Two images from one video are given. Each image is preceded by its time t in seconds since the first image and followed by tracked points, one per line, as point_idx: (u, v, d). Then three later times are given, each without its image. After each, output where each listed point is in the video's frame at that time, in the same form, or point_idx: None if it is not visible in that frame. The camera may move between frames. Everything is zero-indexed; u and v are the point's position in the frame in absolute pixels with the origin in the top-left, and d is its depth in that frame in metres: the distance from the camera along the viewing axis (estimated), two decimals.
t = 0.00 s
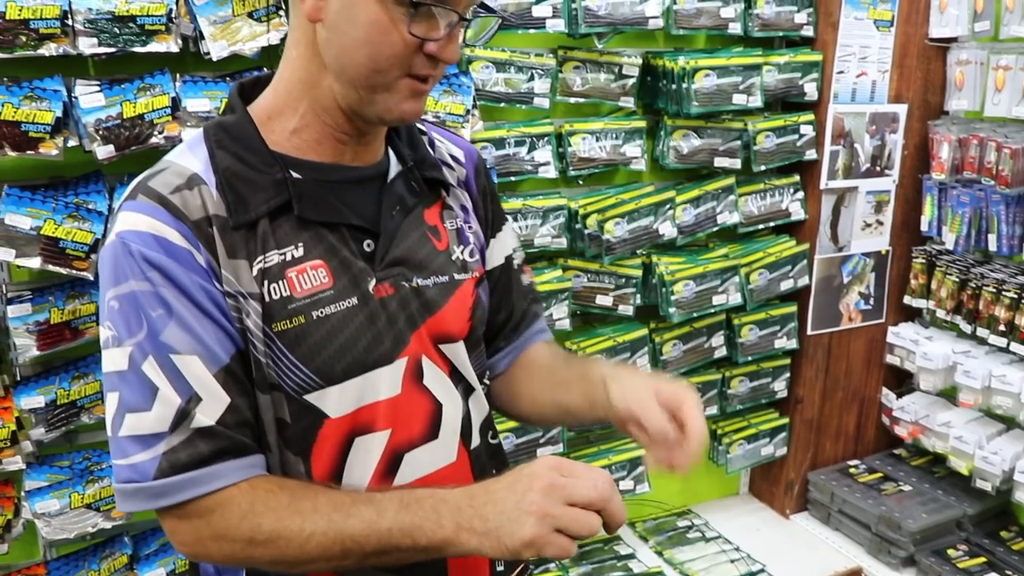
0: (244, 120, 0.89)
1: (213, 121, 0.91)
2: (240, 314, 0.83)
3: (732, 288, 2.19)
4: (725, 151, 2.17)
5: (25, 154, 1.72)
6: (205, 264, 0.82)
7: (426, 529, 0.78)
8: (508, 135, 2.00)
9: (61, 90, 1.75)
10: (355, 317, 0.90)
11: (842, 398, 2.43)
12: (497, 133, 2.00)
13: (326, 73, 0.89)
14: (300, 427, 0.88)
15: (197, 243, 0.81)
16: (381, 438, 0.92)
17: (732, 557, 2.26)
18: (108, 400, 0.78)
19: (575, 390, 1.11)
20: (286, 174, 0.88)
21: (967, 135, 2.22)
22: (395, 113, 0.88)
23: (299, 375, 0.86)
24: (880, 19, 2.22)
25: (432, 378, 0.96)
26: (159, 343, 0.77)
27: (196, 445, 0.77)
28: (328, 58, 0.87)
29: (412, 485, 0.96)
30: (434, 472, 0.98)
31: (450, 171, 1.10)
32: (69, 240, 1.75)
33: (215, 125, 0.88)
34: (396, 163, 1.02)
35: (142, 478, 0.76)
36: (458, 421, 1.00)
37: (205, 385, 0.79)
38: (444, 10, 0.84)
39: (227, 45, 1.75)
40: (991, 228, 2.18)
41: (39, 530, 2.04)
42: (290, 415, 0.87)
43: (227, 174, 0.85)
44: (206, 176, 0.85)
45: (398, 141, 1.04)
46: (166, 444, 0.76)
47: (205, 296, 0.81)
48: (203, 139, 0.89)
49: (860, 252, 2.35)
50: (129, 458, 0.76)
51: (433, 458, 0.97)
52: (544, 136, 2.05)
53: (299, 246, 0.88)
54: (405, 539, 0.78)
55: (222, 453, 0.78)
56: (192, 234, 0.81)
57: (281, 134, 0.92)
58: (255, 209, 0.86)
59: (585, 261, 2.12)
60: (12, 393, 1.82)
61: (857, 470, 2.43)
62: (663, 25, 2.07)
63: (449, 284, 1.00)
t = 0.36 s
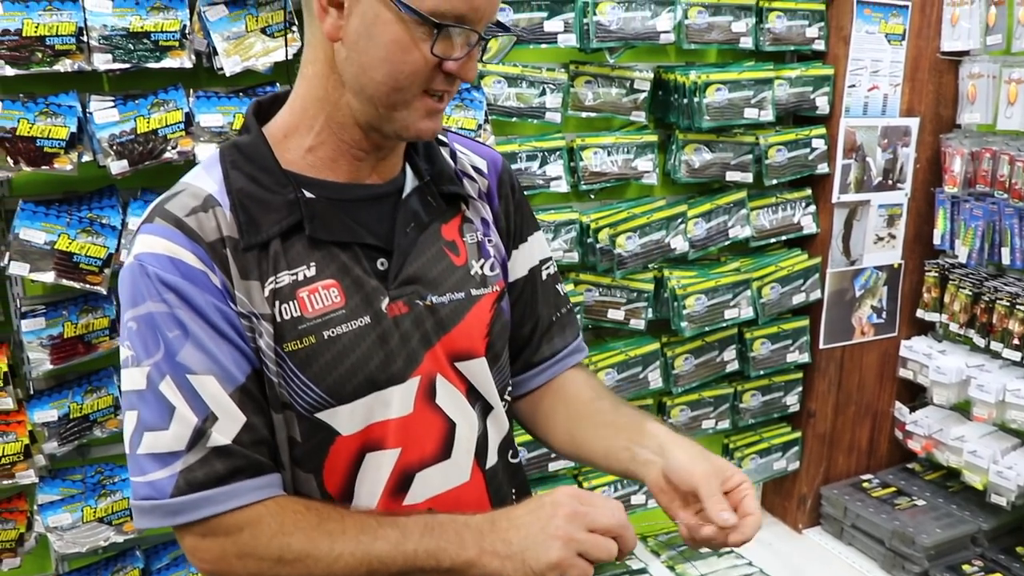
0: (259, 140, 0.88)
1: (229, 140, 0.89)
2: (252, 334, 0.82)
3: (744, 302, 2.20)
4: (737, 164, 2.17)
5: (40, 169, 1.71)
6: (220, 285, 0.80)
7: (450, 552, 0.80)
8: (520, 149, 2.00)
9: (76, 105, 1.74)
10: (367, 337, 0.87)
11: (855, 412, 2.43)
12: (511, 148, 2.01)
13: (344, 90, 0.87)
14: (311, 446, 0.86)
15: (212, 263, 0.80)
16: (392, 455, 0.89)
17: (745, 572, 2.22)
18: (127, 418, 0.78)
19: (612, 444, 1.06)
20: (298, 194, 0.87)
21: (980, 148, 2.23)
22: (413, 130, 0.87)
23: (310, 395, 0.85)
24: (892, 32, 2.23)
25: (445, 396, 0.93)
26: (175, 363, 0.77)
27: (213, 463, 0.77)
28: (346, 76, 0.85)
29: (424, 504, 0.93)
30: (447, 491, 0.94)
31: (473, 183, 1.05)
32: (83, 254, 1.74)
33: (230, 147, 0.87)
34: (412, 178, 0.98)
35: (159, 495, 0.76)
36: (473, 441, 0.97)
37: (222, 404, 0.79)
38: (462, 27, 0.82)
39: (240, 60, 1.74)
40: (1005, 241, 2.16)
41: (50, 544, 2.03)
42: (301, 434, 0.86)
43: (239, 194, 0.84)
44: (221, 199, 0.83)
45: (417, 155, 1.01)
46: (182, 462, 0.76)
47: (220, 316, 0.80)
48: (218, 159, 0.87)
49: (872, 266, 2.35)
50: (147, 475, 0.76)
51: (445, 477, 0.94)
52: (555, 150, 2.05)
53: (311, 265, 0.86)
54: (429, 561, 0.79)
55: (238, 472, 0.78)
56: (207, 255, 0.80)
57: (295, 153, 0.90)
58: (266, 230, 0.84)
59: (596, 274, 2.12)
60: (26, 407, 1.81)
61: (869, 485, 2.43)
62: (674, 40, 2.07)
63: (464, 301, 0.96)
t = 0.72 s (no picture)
0: (271, 155, 0.88)
1: (242, 157, 0.90)
2: (273, 351, 0.82)
3: (751, 314, 2.21)
4: (745, 177, 2.18)
5: (52, 181, 1.70)
6: (240, 302, 0.81)
7: (478, 557, 0.79)
8: (528, 162, 2.00)
9: (86, 118, 1.73)
10: (384, 351, 0.88)
11: (863, 424, 2.43)
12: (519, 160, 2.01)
13: (355, 101, 0.88)
14: (331, 461, 0.86)
15: (231, 281, 0.81)
16: (410, 469, 0.89)
17: None
18: (146, 439, 0.78)
19: (642, 435, 1.07)
20: (314, 210, 0.87)
21: (988, 160, 2.23)
22: (430, 139, 0.87)
23: (330, 411, 0.85)
24: (899, 45, 2.24)
25: (461, 408, 0.93)
26: (197, 382, 0.77)
27: (238, 482, 0.77)
28: (359, 87, 0.86)
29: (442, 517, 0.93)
30: (464, 504, 0.94)
31: (482, 195, 1.06)
32: (93, 266, 1.74)
33: (243, 162, 0.87)
34: (423, 191, 0.99)
35: (183, 516, 0.76)
36: (488, 452, 0.97)
37: (245, 421, 0.79)
38: (475, 32, 0.82)
39: (250, 73, 1.74)
40: (1013, 254, 2.16)
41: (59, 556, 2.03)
42: (321, 450, 0.86)
43: (254, 211, 0.84)
44: (236, 214, 0.83)
45: (427, 169, 1.02)
46: (207, 482, 0.76)
47: (241, 333, 0.80)
48: (231, 176, 0.88)
49: (880, 278, 2.36)
50: (170, 496, 0.76)
51: (462, 489, 0.94)
52: (564, 162, 2.05)
53: (328, 281, 0.86)
54: (458, 566, 0.79)
55: (264, 489, 0.78)
56: (225, 272, 0.80)
57: (308, 168, 0.90)
58: (282, 246, 0.84)
59: (604, 286, 2.12)
60: (36, 417, 1.81)
61: (877, 497, 2.43)
62: (682, 53, 2.07)
63: (477, 313, 0.96)
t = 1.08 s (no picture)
0: (281, 168, 0.87)
1: (248, 170, 0.88)
2: (297, 357, 0.81)
3: (756, 323, 2.21)
4: (749, 187, 2.19)
5: (58, 193, 1.69)
6: (262, 309, 0.80)
7: None
8: (532, 172, 2.00)
9: (93, 129, 1.71)
10: (401, 358, 0.87)
11: (867, 434, 2.44)
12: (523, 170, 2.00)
13: (354, 114, 0.88)
14: (351, 468, 0.85)
15: (253, 290, 0.80)
16: (424, 475, 0.89)
17: None
18: (179, 455, 0.75)
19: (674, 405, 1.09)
20: (326, 220, 0.86)
21: (992, 170, 2.23)
22: (428, 148, 0.86)
23: (351, 417, 0.84)
24: (903, 55, 2.25)
25: (471, 415, 0.93)
26: (229, 391, 0.75)
27: (279, 490, 0.75)
28: (356, 101, 0.85)
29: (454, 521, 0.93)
30: (474, 509, 0.94)
31: (483, 205, 1.06)
32: (99, 276, 1.74)
33: (253, 175, 0.86)
34: (426, 201, 0.98)
35: (226, 528, 0.73)
36: (495, 457, 0.97)
37: (282, 426, 0.77)
38: (463, 41, 0.81)
39: (255, 85, 1.75)
40: (1017, 263, 2.17)
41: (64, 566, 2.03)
42: (341, 457, 0.84)
43: (267, 223, 0.83)
44: (250, 225, 0.83)
45: (428, 178, 1.01)
46: (249, 492, 0.74)
47: (268, 340, 0.79)
48: (240, 189, 0.87)
49: (884, 287, 2.36)
50: (210, 510, 0.73)
51: (472, 495, 0.94)
52: (568, 172, 2.05)
53: (345, 288, 0.86)
54: None
55: (306, 497, 0.75)
56: (247, 282, 0.80)
57: (316, 184, 0.89)
58: (300, 255, 0.83)
59: (608, 296, 2.13)
60: (42, 427, 1.81)
61: (882, 507, 2.43)
62: (686, 63, 2.08)
63: (484, 320, 0.96)
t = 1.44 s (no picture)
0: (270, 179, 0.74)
1: (233, 182, 0.77)
2: (312, 361, 0.71)
3: (754, 331, 2.22)
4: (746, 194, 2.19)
5: (56, 199, 1.69)
6: (275, 316, 0.69)
7: None
8: (530, 179, 2.00)
9: (91, 135, 1.71)
10: (410, 355, 0.76)
11: (865, 440, 2.44)
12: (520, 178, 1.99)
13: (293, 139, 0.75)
14: (367, 470, 0.74)
15: (264, 294, 0.69)
16: (430, 472, 0.78)
17: None
18: (196, 473, 0.64)
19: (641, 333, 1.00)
20: (320, 225, 0.74)
21: (988, 177, 2.23)
22: (363, 177, 0.73)
23: (367, 417, 0.73)
24: (900, 62, 2.25)
25: (470, 407, 0.81)
26: (251, 401, 0.65)
27: (310, 495, 0.65)
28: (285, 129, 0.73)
29: (463, 515, 0.82)
30: (481, 499, 0.84)
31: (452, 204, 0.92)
32: (97, 282, 1.74)
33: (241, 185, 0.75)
34: (402, 202, 0.86)
35: (258, 542, 0.63)
36: (496, 448, 0.85)
37: (307, 430, 0.67)
38: (357, 75, 0.67)
39: (253, 91, 1.72)
40: (1014, 269, 2.18)
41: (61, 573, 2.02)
42: (354, 460, 0.74)
43: (266, 232, 0.72)
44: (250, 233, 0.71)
45: (400, 180, 0.89)
46: (280, 501, 0.64)
47: (284, 345, 0.68)
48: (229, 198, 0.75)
49: (882, 294, 2.37)
50: (239, 525, 0.63)
51: (479, 485, 0.83)
52: (566, 179, 2.05)
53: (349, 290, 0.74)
54: None
55: (337, 502, 0.66)
56: (258, 288, 0.69)
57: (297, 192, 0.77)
58: (301, 258, 0.72)
59: (606, 303, 2.13)
60: (39, 434, 1.80)
61: (880, 513, 2.43)
62: (684, 70, 2.08)
63: (472, 311, 0.83)
